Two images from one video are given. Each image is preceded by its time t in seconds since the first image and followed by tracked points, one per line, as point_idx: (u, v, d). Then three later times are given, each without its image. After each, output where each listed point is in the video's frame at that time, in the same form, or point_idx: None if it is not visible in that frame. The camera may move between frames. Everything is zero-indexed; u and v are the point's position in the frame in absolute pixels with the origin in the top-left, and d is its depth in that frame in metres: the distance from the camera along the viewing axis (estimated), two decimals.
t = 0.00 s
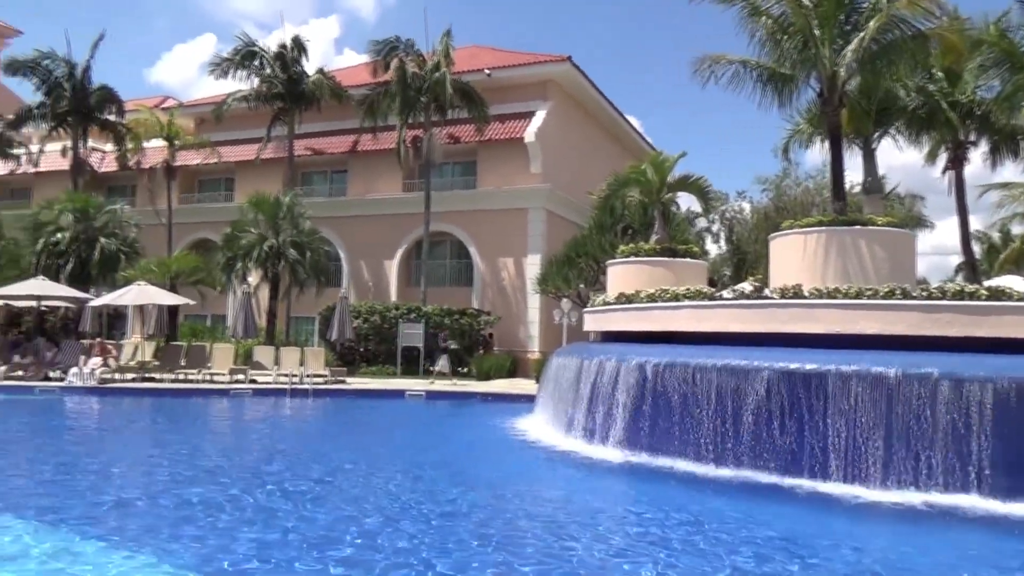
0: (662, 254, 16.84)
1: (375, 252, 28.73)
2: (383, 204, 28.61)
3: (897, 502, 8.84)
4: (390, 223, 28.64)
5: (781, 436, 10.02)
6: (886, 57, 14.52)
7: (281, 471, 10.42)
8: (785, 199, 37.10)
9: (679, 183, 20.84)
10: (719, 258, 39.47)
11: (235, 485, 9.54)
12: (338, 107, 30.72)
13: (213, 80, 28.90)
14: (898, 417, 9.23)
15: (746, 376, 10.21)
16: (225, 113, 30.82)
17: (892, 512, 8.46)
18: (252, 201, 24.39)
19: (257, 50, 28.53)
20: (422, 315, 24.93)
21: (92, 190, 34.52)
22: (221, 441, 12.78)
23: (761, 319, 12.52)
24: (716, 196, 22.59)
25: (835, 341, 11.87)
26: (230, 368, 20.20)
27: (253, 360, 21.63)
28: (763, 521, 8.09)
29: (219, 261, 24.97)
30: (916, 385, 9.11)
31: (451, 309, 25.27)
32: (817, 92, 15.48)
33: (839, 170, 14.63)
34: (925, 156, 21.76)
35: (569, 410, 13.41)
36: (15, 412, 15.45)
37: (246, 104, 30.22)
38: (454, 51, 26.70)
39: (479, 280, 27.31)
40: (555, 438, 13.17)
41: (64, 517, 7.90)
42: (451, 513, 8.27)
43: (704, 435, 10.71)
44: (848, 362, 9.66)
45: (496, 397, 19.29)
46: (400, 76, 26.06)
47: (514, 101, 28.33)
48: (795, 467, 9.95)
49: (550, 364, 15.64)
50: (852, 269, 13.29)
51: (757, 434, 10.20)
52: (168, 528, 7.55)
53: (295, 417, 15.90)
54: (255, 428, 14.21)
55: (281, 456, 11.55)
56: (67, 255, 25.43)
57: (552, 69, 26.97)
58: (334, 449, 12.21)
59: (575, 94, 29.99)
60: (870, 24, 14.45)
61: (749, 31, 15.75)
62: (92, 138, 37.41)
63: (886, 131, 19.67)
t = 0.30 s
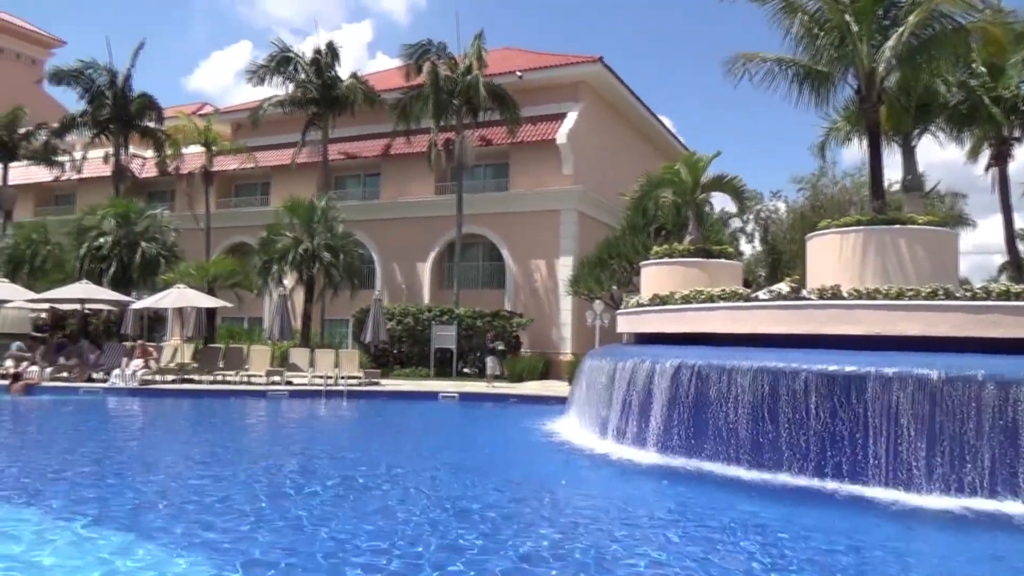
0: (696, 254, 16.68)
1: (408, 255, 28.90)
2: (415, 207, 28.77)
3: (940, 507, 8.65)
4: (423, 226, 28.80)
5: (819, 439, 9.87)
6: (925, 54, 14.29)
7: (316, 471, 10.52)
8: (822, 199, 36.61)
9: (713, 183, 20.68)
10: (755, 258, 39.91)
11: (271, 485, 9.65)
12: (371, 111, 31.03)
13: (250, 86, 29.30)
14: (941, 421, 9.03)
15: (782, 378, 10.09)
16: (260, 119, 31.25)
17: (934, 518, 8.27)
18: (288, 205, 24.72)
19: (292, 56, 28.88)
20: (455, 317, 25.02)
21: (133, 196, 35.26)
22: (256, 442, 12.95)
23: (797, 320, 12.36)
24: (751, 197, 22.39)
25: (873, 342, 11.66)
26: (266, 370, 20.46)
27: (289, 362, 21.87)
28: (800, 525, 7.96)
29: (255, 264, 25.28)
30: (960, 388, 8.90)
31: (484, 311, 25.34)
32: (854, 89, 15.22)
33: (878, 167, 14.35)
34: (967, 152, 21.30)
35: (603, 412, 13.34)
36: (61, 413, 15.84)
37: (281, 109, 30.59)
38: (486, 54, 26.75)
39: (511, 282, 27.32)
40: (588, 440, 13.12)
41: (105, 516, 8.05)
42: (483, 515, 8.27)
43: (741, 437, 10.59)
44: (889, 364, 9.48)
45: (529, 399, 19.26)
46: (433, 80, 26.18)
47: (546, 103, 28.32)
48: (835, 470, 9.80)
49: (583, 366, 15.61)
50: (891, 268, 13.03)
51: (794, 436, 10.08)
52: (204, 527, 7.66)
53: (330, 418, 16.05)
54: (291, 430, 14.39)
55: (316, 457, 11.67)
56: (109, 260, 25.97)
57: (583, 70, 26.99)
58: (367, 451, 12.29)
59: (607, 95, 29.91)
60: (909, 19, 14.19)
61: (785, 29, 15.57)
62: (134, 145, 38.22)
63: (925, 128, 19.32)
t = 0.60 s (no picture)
0: (727, 254, 16.53)
1: (437, 256, 29.01)
2: (444, 209, 28.87)
3: (980, 513, 8.49)
4: (452, 227, 28.88)
5: (855, 442, 9.73)
6: (962, 50, 14.01)
7: (348, 471, 10.62)
8: (855, 197, 36.11)
9: (744, 182, 20.47)
10: (787, 258, 39.50)
11: (305, 484, 9.77)
12: (401, 113, 31.23)
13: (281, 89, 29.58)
14: (981, 424, 8.85)
15: (817, 380, 9.96)
16: (292, 121, 31.58)
17: (973, 523, 8.13)
18: (319, 207, 24.97)
19: (323, 59, 29.13)
20: (484, 318, 25.07)
21: (168, 198, 35.85)
22: (289, 442, 13.10)
23: (832, 321, 12.22)
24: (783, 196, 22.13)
25: (911, 344, 11.46)
26: (298, 371, 20.67)
27: (321, 362, 22.05)
28: (836, 530, 7.83)
29: (287, 265, 25.54)
30: (1001, 391, 8.73)
31: (513, 312, 25.33)
32: (890, 86, 14.98)
33: (914, 166, 14.11)
34: (1007, 149, 20.87)
35: (633, 414, 13.28)
36: (99, 412, 16.15)
37: (312, 112, 30.86)
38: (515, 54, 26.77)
39: (540, 283, 27.29)
40: (619, 442, 13.07)
41: (141, 514, 8.18)
42: (514, 517, 8.26)
43: (775, 440, 10.48)
44: (928, 366, 9.32)
45: (559, 400, 19.23)
46: (462, 82, 26.21)
47: (576, 103, 28.29)
48: (870, 474, 9.65)
49: (613, 367, 15.54)
50: (927, 268, 12.81)
51: (829, 439, 9.94)
52: (237, 527, 7.74)
53: (361, 418, 16.16)
54: (323, 429, 14.50)
55: (347, 456, 11.76)
56: (145, 262, 26.41)
57: (613, 70, 26.90)
58: (398, 451, 12.37)
59: (637, 95, 29.78)
60: (946, 14, 13.92)
61: (818, 25, 15.37)
62: (169, 149, 38.85)
63: (963, 125, 18.95)
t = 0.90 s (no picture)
0: (756, 254, 16.37)
1: (464, 256, 29.08)
2: (471, 208, 28.92)
3: (1018, 517, 8.31)
4: (479, 226, 28.91)
5: (887, 443, 9.59)
6: (999, 44, 13.74)
7: (376, 470, 10.69)
8: (888, 195, 35.58)
9: (774, 181, 20.26)
10: (817, 257, 39.07)
11: (334, 482, 9.85)
12: (428, 114, 31.37)
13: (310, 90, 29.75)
14: (1018, 426, 8.68)
15: (849, 382, 9.82)
16: (320, 123, 31.85)
17: (1010, 528, 7.97)
18: (348, 207, 25.15)
19: (350, 61, 29.25)
20: (511, 317, 25.08)
21: (199, 200, 36.33)
22: (318, 440, 13.21)
23: (864, 321, 12.06)
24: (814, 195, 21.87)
25: (946, 345, 11.27)
26: (327, 369, 20.83)
27: (349, 362, 22.19)
28: (872, 534, 7.71)
29: (316, 265, 25.74)
30: None
31: (540, 312, 25.29)
32: (924, 82, 14.73)
33: (949, 163, 13.86)
34: None
35: (661, 415, 13.21)
36: (134, 410, 16.40)
37: (340, 113, 31.02)
38: (542, 54, 26.73)
39: (567, 282, 27.23)
40: (647, 443, 13.00)
41: (175, 511, 8.28)
42: (544, 517, 8.25)
43: (806, 442, 10.36)
44: (964, 367, 9.15)
45: (586, 401, 19.17)
46: (489, 81, 26.13)
47: (603, 102, 28.22)
48: (903, 476, 9.51)
49: (641, 367, 15.46)
50: (962, 267, 12.57)
51: (861, 441, 9.81)
52: (269, 524, 7.80)
53: (389, 418, 16.24)
54: (352, 428, 14.60)
55: (375, 455, 11.83)
56: (178, 262, 26.76)
57: (640, 68, 26.79)
58: (426, 450, 12.42)
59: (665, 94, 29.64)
60: (983, 8, 13.65)
61: (850, 20, 15.16)
62: (200, 150, 39.37)
63: (1000, 121, 18.58)
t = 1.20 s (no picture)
0: (787, 252, 16.20)
1: (491, 256, 29.12)
2: (497, 208, 28.94)
3: None
4: (505, 225, 28.93)
5: (923, 444, 9.44)
6: None
7: (406, 469, 10.76)
8: (921, 191, 35.03)
9: (805, 177, 20.05)
10: (849, 254, 38.61)
11: (364, 481, 9.93)
12: (455, 114, 31.52)
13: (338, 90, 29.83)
14: None
15: (883, 381, 9.67)
16: (348, 124, 32.07)
17: None
18: (376, 207, 25.30)
19: (377, 61, 29.34)
20: (538, 317, 25.07)
21: (230, 201, 36.78)
22: (349, 439, 13.32)
23: (897, 319, 11.89)
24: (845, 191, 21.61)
25: (984, 343, 11.05)
26: (356, 369, 20.97)
27: (377, 361, 22.31)
28: (913, 537, 7.56)
29: (344, 266, 25.93)
30: None
31: (567, 311, 25.25)
32: (959, 74, 14.46)
33: (985, 157, 13.60)
34: None
35: (690, 414, 13.13)
36: (168, 409, 16.65)
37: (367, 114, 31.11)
38: (569, 52, 26.66)
39: (594, 281, 27.16)
40: (676, 442, 12.93)
41: (210, 509, 8.37)
42: (576, 517, 8.21)
43: (838, 442, 10.24)
44: (1002, 366, 8.97)
45: (614, 400, 19.10)
46: (514, 80, 26.01)
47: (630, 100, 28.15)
48: (939, 477, 9.35)
49: (670, 366, 15.37)
50: (998, 263, 12.33)
51: (895, 441, 9.67)
52: (303, 523, 7.85)
53: (417, 417, 16.32)
54: (381, 427, 14.68)
55: (404, 454, 11.90)
56: (209, 262, 27.09)
57: (667, 65, 26.65)
58: (454, 449, 12.46)
59: (692, 91, 29.45)
60: None
61: (882, 13, 14.94)
62: (230, 152, 39.85)
63: None
